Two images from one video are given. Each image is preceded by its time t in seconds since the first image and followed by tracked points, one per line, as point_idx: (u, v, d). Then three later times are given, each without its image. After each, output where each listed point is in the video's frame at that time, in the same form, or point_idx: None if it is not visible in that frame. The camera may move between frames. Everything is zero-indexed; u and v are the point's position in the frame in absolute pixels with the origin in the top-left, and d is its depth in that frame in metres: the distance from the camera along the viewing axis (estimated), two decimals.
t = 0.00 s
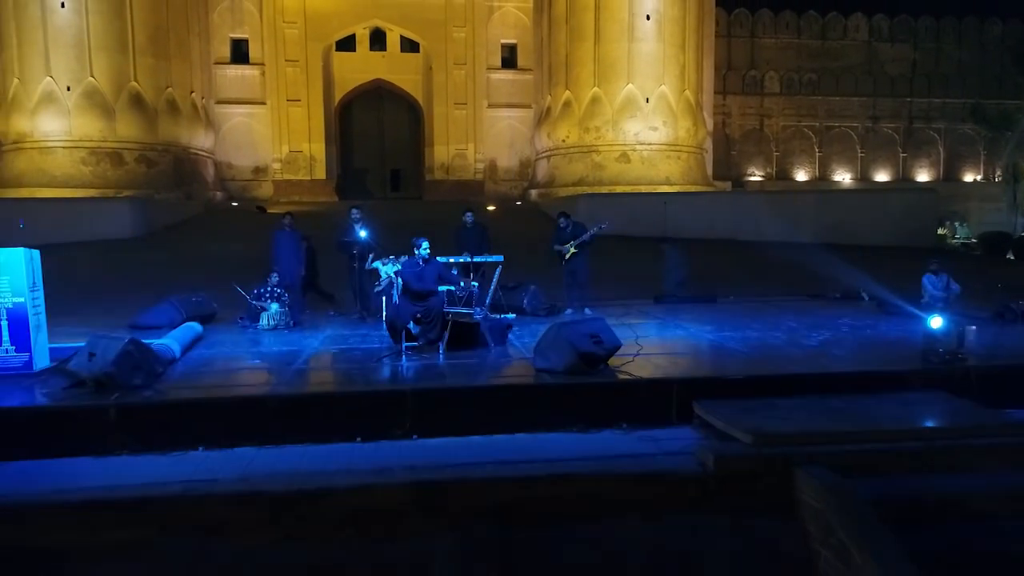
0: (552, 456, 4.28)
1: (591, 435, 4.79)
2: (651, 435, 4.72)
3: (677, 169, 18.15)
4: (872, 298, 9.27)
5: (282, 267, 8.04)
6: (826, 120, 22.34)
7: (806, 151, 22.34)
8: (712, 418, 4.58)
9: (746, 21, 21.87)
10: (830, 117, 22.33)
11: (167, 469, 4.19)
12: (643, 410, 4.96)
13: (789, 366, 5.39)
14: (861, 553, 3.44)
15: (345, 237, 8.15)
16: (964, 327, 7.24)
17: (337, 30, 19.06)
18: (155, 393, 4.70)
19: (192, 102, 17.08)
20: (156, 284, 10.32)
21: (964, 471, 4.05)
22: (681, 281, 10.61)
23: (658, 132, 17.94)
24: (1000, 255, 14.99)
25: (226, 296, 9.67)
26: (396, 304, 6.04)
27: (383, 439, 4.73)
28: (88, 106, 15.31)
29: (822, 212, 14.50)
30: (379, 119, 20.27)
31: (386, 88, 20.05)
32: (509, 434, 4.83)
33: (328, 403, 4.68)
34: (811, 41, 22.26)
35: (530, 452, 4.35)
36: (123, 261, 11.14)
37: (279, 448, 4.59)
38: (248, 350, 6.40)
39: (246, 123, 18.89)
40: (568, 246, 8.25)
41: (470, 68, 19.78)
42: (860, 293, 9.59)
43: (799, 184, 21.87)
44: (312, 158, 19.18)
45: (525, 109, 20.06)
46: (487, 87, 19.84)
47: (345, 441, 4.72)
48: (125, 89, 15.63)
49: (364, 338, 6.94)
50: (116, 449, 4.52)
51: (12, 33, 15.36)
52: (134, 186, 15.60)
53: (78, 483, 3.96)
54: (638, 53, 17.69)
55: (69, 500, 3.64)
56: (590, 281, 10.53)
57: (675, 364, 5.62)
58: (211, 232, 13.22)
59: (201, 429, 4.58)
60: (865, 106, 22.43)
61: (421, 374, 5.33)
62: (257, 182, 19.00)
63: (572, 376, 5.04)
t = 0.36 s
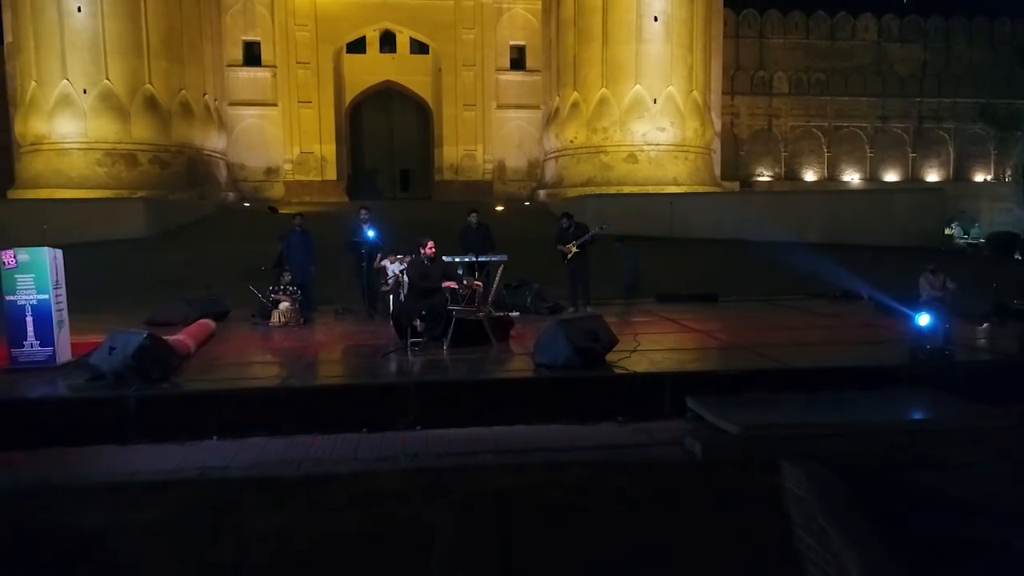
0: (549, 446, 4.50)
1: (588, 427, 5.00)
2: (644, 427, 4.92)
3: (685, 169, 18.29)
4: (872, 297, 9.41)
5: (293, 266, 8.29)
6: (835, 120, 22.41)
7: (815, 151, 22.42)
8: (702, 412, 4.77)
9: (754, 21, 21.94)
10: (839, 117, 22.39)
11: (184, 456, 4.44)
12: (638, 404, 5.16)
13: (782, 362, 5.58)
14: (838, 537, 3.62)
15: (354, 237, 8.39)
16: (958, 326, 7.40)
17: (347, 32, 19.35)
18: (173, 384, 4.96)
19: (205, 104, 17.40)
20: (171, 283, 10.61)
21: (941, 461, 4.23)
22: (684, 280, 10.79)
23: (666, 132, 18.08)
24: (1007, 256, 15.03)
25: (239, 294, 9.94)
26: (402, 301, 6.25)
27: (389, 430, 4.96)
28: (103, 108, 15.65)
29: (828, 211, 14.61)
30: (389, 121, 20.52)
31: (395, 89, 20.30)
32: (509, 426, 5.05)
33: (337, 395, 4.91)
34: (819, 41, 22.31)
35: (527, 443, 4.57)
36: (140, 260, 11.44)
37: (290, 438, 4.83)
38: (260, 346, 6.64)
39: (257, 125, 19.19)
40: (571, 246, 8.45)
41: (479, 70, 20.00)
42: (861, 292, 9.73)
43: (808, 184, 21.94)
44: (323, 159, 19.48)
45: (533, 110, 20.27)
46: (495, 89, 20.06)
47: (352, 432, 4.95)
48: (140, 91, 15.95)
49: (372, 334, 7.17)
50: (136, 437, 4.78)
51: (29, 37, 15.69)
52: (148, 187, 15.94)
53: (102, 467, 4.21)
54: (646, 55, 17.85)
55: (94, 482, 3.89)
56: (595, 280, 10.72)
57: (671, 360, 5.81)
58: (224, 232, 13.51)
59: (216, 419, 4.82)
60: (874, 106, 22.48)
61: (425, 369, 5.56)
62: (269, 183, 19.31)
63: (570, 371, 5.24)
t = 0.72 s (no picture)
0: (547, 436, 4.71)
1: (586, 419, 5.21)
2: (640, 420, 5.12)
3: (694, 169, 18.44)
4: (875, 296, 9.55)
5: (306, 265, 8.55)
6: (846, 120, 22.47)
7: (825, 151, 22.49)
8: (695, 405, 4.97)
9: (765, 22, 21.97)
10: (850, 117, 22.44)
11: (201, 443, 4.69)
12: (635, 397, 5.36)
13: (776, 358, 5.76)
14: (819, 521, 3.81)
15: (364, 237, 8.64)
16: (955, 324, 7.57)
17: (359, 35, 19.65)
18: (192, 378, 5.21)
19: (220, 106, 17.73)
20: (188, 282, 10.90)
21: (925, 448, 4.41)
22: (690, 280, 10.97)
23: (675, 133, 18.24)
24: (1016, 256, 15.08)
25: (254, 293, 10.21)
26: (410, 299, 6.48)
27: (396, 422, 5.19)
28: (121, 110, 16.02)
29: (836, 211, 14.71)
30: (401, 122, 20.79)
31: (407, 91, 20.57)
32: (510, 418, 5.27)
33: (347, 388, 5.16)
34: (830, 41, 22.31)
35: (527, 433, 4.79)
36: (157, 259, 11.75)
37: (301, 429, 5.07)
38: (274, 342, 6.90)
39: (271, 126, 19.52)
40: (575, 246, 8.67)
41: (489, 71, 20.24)
42: (863, 292, 9.88)
43: (818, 184, 22.02)
44: (335, 160, 19.79)
45: (543, 111, 20.47)
46: (506, 90, 20.29)
47: (361, 423, 5.19)
48: (157, 94, 16.31)
49: (381, 331, 7.41)
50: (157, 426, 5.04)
51: (49, 41, 16.07)
52: (164, 188, 16.30)
53: (125, 453, 4.46)
54: (655, 56, 18.03)
55: (120, 466, 4.14)
56: (600, 279, 10.92)
57: (669, 355, 6.01)
58: (239, 232, 13.82)
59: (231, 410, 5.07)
60: (885, 106, 22.52)
61: (431, 363, 5.79)
62: (282, 184, 19.63)
63: (569, 365, 5.46)
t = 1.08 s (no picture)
0: (546, 427, 4.92)
1: (584, 412, 5.42)
2: (636, 412, 5.33)
3: (701, 170, 18.56)
4: (876, 295, 9.69)
5: (315, 264, 8.79)
6: (855, 121, 22.52)
7: (834, 152, 22.57)
8: (689, 399, 5.18)
9: (773, 22, 21.95)
10: (859, 117, 22.50)
11: (217, 432, 4.94)
12: (632, 391, 5.57)
13: (770, 355, 5.95)
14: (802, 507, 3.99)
15: (372, 237, 8.86)
16: (951, 323, 7.70)
17: (369, 37, 19.91)
18: (207, 371, 5.46)
19: (232, 108, 18.04)
20: (202, 281, 11.18)
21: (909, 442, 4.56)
22: (694, 279, 11.14)
23: (682, 134, 18.39)
24: None
25: (265, 291, 10.47)
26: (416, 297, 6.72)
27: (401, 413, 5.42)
28: (135, 113, 16.36)
29: (843, 211, 14.82)
30: (410, 123, 21.04)
31: (417, 92, 20.81)
32: (512, 410, 5.48)
33: (355, 381, 5.40)
34: (839, 41, 22.26)
35: (527, 425, 5.00)
36: (172, 260, 12.03)
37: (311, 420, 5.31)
38: (285, 339, 7.13)
39: (283, 128, 19.83)
40: (578, 246, 8.86)
41: (498, 73, 20.44)
42: (865, 291, 10.02)
43: (827, 184, 22.12)
44: (346, 161, 20.07)
45: (552, 112, 20.65)
46: (515, 92, 20.48)
47: (368, 414, 5.42)
48: (170, 97, 16.64)
49: (388, 328, 7.64)
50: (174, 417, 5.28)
51: (65, 45, 16.41)
52: (178, 189, 16.63)
53: (143, 443, 4.69)
54: (662, 58, 18.18)
55: (138, 454, 4.37)
56: (605, 279, 11.10)
57: (666, 351, 6.22)
58: (252, 232, 14.09)
59: (245, 401, 5.32)
60: (894, 106, 22.56)
61: (436, 358, 6.02)
62: (293, 185, 19.93)
63: (568, 361, 5.67)
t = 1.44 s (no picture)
0: (544, 420, 5.13)
1: (582, 406, 5.63)
2: (632, 406, 5.53)
3: (709, 170, 18.70)
4: (878, 294, 9.84)
5: (326, 264, 9.04)
6: (864, 121, 22.58)
7: (843, 152, 22.65)
8: (682, 394, 5.38)
9: (782, 23, 22.02)
10: (868, 117, 22.55)
11: (230, 423, 5.18)
12: (629, 387, 5.78)
13: (764, 351, 6.13)
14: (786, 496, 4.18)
15: (381, 237, 9.09)
16: (947, 322, 7.85)
17: (380, 40, 20.18)
18: (221, 366, 5.71)
19: (245, 110, 18.36)
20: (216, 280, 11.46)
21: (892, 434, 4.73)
22: (698, 278, 11.31)
23: (690, 135, 18.54)
24: None
25: (277, 290, 10.74)
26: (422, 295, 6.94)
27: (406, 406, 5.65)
28: (150, 115, 16.70)
29: (849, 211, 14.94)
30: (420, 125, 21.29)
31: (427, 94, 21.06)
32: (512, 404, 5.70)
33: (362, 376, 5.63)
34: (849, 41, 22.28)
35: (526, 418, 5.22)
36: (186, 259, 12.33)
37: (320, 413, 5.55)
38: (296, 335, 7.38)
39: (294, 130, 20.14)
40: (581, 246, 9.07)
41: (507, 75, 20.65)
42: (866, 291, 10.17)
43: (836, 184, 22.21)
44: (356, 162, 20.35)
45: (561, 113, 20.84)
46: (524, 93, 20.68)
47: (375, 408, 5.65)
48: (184, 99, 16.98)
49: (396, 326, 7.87)
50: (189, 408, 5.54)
51: (82, 49, 16.76)
52: (192, 190, 16.97)
53: (161, 432, 4.94)
54: (670, 59, 18.34)
55: (157, 442, 4.61)
56: (610, 278, 11.30)
57: (663, 348, 6.41)
58: (265, 232, 14.39)
59: (257, 394, 5.57)
60: (904, 106, 22.60)
61: (441, 354, 6.24)
62: (305, 186, 20.25)
63: (567, 357, 5.87)
